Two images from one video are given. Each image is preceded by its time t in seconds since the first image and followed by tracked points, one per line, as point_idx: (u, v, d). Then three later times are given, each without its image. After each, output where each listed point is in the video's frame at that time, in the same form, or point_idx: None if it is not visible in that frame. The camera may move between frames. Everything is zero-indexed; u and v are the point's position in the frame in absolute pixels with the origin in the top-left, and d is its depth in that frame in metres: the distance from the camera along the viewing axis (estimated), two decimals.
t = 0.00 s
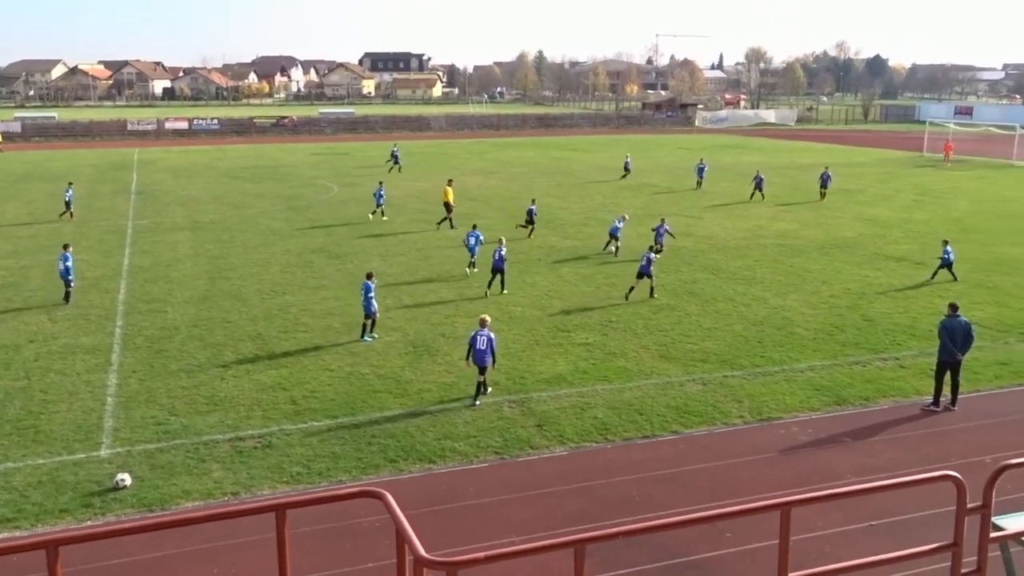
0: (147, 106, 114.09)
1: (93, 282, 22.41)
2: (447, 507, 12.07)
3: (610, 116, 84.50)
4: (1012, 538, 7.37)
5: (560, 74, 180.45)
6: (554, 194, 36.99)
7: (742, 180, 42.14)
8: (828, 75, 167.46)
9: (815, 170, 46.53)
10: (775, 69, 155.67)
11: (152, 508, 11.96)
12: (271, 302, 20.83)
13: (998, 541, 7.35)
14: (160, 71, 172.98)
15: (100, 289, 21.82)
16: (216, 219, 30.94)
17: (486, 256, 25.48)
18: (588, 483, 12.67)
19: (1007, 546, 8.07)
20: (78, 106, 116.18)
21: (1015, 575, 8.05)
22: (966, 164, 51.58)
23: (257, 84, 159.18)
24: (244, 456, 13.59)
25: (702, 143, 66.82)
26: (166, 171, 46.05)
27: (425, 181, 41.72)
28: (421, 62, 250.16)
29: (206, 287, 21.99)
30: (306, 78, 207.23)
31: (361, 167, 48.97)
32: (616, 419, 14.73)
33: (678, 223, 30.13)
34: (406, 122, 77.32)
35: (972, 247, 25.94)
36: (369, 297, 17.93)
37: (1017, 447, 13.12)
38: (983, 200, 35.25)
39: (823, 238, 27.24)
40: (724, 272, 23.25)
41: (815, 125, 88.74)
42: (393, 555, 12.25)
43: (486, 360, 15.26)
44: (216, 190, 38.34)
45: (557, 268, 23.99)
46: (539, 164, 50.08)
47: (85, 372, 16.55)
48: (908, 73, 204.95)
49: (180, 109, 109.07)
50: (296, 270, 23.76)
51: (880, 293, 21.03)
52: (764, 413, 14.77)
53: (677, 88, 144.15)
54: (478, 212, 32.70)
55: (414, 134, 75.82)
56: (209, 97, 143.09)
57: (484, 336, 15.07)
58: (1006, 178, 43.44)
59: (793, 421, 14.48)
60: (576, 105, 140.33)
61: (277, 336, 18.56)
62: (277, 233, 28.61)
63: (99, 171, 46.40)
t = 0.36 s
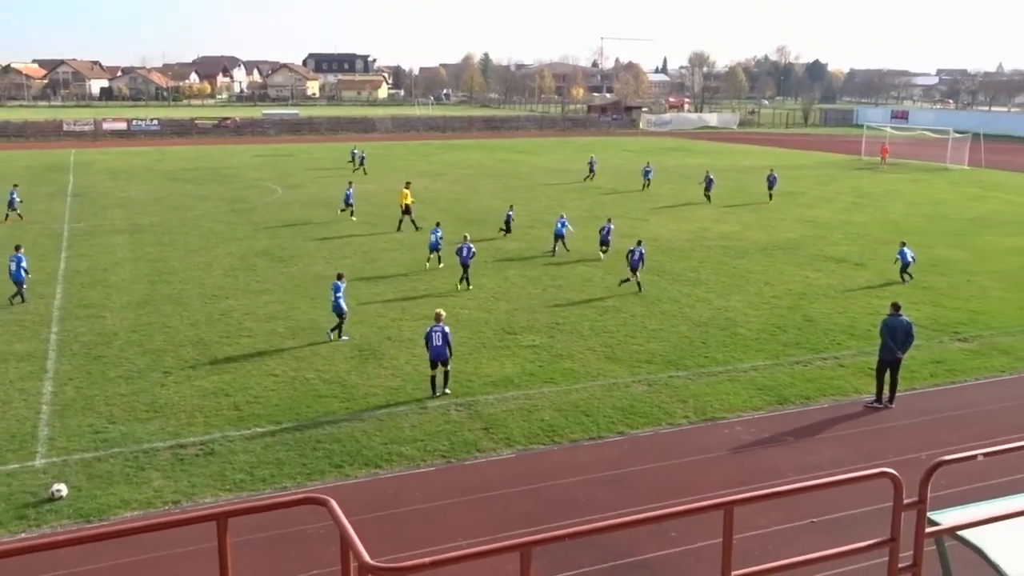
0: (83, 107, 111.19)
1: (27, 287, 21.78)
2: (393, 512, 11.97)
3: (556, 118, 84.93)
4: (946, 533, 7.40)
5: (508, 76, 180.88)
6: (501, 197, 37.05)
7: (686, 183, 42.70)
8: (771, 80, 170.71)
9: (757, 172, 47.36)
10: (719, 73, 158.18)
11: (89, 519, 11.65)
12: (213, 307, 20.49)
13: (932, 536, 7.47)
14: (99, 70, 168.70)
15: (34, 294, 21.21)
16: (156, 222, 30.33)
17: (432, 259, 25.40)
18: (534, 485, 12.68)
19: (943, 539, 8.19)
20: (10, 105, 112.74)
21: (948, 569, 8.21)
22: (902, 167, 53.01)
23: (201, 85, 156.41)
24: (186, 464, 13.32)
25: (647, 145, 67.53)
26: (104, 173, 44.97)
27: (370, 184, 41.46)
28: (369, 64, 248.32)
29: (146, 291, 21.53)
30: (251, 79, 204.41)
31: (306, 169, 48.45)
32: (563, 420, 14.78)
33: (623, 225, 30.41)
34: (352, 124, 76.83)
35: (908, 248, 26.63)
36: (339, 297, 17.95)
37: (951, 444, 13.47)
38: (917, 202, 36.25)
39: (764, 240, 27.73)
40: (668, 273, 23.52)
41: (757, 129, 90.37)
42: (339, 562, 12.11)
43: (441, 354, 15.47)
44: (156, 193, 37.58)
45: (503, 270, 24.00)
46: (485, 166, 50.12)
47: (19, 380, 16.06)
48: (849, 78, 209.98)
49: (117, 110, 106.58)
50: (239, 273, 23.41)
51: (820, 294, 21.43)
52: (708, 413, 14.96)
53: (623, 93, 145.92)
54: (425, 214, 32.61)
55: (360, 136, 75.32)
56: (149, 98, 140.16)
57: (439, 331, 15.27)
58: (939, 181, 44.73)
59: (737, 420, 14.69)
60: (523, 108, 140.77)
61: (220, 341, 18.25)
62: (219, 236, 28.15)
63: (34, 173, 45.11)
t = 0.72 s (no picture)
0: (12, 108, 107.70)
1: None
2: (339, 519, 11.84)
3: (502, 122, 85.12)
4: (884, 529, 7.58)
5: (454, 80, 180.71)
6: (447, 200, 37.00)
7: (630, 186, 43.16)
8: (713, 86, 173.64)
9: (699, 176, 48.09)
10: (663, 78, 160.42)
11: (23, 533, 11.28)
12: (153, 313, 20.05)
13: (871, 533, 7.65)
14: (31, 71, 163.70)
15: None
16: (92, 227, 29.59)
17: (378, 263, 25.25)
18: (482, 489, 12.68)
19: (882, 535, 8.41)
20: None
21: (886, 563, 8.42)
22: (840, 171, 54.35)
23: (139, 87, 152.89)
24: (125, 474, 12.99)
25: (593, 149, 68.08)
26: (37, 176, 43.69)
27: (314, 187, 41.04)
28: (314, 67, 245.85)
29: (82, 298, 20.98)
30: (191, 82, 200.70)
31: (248, 172, 47.73)
32: (511, 424, 14.79)
33: (568, 228, 30.61)
34: (295, 127, 75.98)
35: (846, 250, 27.30)
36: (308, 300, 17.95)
37: (889, 441, 13.84)
38: (854, 205, 37.20)
39: (708, 243, 28.15)
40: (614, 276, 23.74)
41: (699, 134, 91.83)
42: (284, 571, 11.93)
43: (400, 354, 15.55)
44: (92, 197, 36.64)
45: (450, 274, 23.95)
46: (431, 170, 49.99)
47: None
48: (790, 83, 214.76)
49: (47, 112, 103.44)
50: (179, 279, 22.96)
51: (762, 295, 21.84)
52: (653, 415, 15.12)
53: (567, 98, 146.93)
54: (370, 218, 32.39)
55: (303, 140, 74.50)
56: (83, 99, 136.49)
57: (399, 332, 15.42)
58: (875, 185, 45.99)
59: (682, 421, 14.87)
60: (469, 111, 140.75)
61: (160, 348, 17.87)
62: (159, 241, 27.57)
63: None
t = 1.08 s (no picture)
0: None
1: None
2: (313, 526, 11.79)
3: (472, 127, 85.15)
4: (855, 530, 7.67)
5: (425, 85, 180.55)
6: (418, 206, 36.96)
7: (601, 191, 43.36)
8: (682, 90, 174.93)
9: (669, 180, 48.40)
10: (632, 82, 161.40)
11: None
12: (121, 321, 19.84)
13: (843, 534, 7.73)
14: None
15: None
16: (57, 234, 29.22)
17: (349, 269, 25.17)
18: (456, 494, 12.68)
19: (853, 535, 8.51)
20: None
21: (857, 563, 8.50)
22: (808, 174, 54.96)
23: (105, 92, 151.11)
24: (93, 484, 12.85)
25: (563, 154, 68.31)
26: None
27: (283, 193, 40.82)
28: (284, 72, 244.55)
29: (47, 306, 20.71)
30: (159, 87, 198.76)
31: (216, 178, 47.36)
32: (484, 429, 14.81)
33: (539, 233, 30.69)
34: (263, 133, 75.52)
35: (814, 253, 27.62)
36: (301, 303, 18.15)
37: (858, 443, 14.02)
38: (822, 209, 37.65)
39: (678, 247, 28.35)
40: (585, 281, 23.85)
41: (669, 138, 92.47)
42: None
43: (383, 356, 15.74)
44: (57, 203, 36.18)
45: (422, 279, 23.92)
46: (401, 175, 49.89)
47: None
48: (759, 87, 216.93)
49: (9, 118, 101.92)
50: (147, 286, 22.74)
51: (732, 298, 22.05)
52: (626, 418, 15.21)
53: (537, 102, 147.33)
54: (340, 224, 32.27)
55: (272, 145, 74.05)
56: (47, 104, 134.57)
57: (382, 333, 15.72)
58: (842, 188, 46.58)
59: (654, 424, 14.97)
60: (439, 116, 140.68)
61: (129, 356, 17.68)
62: (125, 248, 27.28)
63: None
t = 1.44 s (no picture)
0: None
1: None
2: (315, 531, 11.79)
3: (474, 132, 85.22)
4: (859, 536, 7.62)
5: (427, 90, 180.79)
6: (420, 211, 37.00)
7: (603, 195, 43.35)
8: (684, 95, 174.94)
9: (672, 185, 48.37)
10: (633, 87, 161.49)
11: None
12: (125, 326, 19.89)
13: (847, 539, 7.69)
14: None
15: None
16: (61, 239, 29.31)
17: (352, 274, 25.20)
18: (458, 500, 12.67)
19: (857, 541, 8.47)
20: None
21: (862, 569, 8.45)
22: (810, 179, 54.91)
23: (108, 98, 151.52)
24: (97, 488, 12.87)
25: (565, 159, 68.37)
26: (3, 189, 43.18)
27: (286, 199, 40.92)
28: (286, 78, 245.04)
29: (52, 311, 20.76)
30: (162, 92, 199.33)
31: (219, 183, 47.47)
32: (487, 434, 14.82)
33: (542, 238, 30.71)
34: (266, 138, 75.67)
35: (818, 258, 27.60)
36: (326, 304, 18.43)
37: (861, 448, 14.00)
38: (825, 213, 37.62)
39: (681, 252, 28.35)
40: (588, 286, 23.84)
41: (671, 143, 92.47)
42: None
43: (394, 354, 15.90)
44: (61, 209, 36.30)
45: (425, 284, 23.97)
46: (404, 180, 49.95)
47: None
48: (761, 92, 216.95)
49: (12, 125, 102.26)
50: (151, 291, 22.80)
51: (735, 303, 22.05)
52: (629, 423, 15.21)
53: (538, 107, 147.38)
54: (343, 228, 32.31)
55: (275, 151, 74.18)
56: (50, 110, 134.93)
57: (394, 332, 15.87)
58: (845, 193, 46.52)
59: (657, 430, 14.96)
60: (441, 121, 140.88)
61: (132, 361, 17.72)
62: (129, 253, 27.35)
63: None
